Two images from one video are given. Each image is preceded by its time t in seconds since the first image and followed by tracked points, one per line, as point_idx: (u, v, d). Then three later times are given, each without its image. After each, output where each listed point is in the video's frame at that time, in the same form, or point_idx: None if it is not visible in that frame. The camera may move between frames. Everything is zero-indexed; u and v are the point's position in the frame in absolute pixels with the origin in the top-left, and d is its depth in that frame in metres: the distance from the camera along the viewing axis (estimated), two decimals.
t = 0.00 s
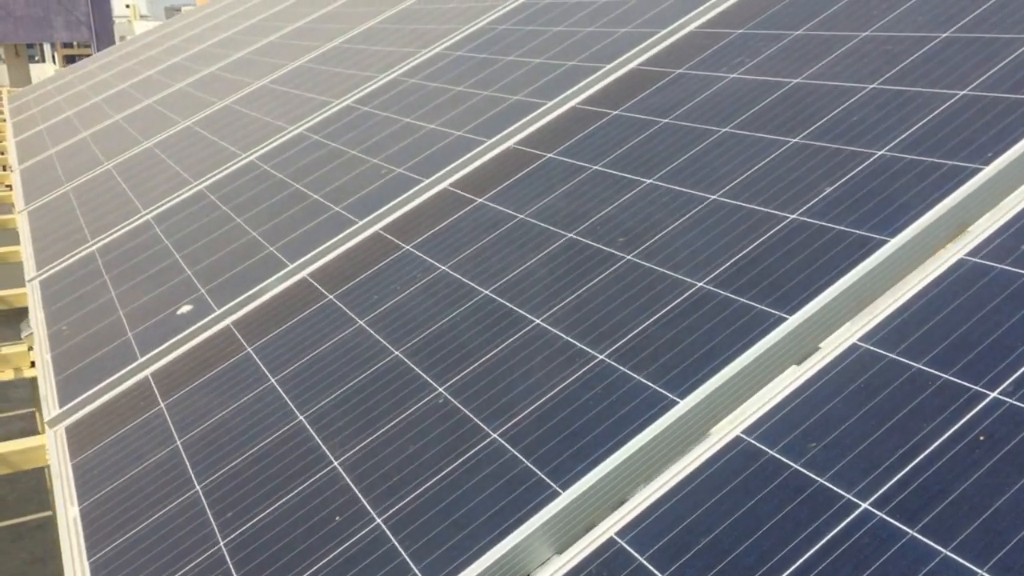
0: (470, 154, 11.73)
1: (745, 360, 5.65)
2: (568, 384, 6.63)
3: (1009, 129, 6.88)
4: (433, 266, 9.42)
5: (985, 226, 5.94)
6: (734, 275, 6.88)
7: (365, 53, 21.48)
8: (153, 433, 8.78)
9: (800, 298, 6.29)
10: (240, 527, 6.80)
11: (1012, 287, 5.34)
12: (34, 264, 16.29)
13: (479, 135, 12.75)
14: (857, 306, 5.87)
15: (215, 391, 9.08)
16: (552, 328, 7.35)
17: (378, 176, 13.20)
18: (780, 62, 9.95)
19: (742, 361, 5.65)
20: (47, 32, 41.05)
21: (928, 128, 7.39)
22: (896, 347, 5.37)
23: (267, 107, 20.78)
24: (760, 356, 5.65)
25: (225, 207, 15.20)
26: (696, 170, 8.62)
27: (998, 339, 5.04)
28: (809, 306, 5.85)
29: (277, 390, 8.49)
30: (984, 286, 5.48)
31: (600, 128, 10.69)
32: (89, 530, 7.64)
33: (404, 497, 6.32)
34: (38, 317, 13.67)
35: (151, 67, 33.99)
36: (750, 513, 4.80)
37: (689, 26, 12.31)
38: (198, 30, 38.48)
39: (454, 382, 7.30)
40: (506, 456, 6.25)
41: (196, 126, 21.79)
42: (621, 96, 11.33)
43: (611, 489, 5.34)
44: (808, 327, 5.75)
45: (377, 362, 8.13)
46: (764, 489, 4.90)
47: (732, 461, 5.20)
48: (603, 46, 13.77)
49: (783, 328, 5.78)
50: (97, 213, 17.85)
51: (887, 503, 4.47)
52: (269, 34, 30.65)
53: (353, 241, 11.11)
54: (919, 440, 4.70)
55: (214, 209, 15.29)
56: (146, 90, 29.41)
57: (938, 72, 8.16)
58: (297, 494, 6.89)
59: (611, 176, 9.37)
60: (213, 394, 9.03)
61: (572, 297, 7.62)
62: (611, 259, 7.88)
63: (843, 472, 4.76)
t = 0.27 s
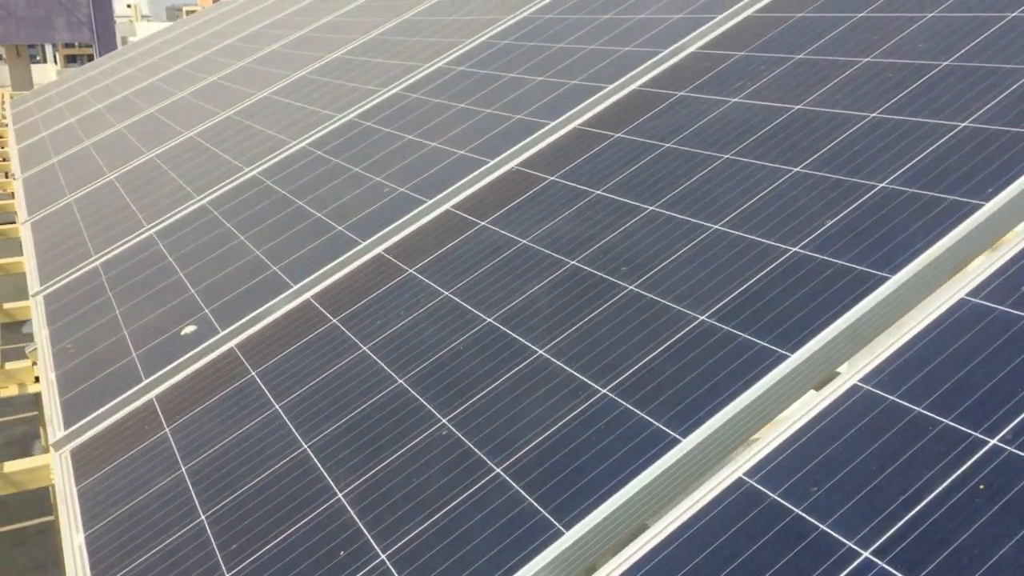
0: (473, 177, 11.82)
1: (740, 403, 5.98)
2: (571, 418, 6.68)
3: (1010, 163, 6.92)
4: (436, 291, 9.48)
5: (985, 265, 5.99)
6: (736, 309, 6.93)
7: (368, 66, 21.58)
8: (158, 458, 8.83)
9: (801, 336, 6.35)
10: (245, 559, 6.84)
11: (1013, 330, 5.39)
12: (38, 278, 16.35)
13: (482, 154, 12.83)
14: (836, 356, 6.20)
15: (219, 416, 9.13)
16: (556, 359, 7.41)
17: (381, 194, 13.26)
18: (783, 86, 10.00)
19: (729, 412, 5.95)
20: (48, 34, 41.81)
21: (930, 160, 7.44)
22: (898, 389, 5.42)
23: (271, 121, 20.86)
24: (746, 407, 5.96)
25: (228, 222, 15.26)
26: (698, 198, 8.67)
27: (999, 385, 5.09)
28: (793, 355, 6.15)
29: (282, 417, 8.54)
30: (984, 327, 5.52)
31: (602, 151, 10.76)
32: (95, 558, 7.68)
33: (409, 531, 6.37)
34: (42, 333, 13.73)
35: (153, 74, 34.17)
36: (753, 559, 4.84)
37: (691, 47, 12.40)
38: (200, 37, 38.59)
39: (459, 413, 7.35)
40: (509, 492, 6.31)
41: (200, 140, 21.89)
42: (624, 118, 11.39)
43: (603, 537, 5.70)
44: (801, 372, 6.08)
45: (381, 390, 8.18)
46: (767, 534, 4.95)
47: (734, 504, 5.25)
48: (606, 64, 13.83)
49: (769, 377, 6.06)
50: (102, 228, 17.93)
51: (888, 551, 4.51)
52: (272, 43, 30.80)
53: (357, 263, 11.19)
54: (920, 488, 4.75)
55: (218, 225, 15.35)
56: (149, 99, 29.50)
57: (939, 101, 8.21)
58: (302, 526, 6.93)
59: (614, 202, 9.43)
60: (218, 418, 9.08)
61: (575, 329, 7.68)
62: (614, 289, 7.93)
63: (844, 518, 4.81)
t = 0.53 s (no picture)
0: (473, 186, 11.85)
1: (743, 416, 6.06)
2: (570, 433, 6.71)
3: (1009, 178, 6.94)
4: (436, 301, 9.50)
5: (984, 281, 6.01)
6: (736, 323, 6.96)
7: (368, 72, 21.63)
8: (159, 468, 8.84)
9: (801, 352, 6.38)
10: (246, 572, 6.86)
11: (1012, 347, 5.41)
12: (39, 284, 16.36)
13: (482, 163, 12.86)
14: (831, 375, 6.28)
15: (220, 426, 9.15)
16: (556, 372, 7.43)
17: (381, 202, 13.29)
18: (782, 97, 10.02)
19: (726, 430, 6.01)
20: (48, 35, 42.20)
21: (929, 173, 7.46)
22: (896, 406, 5.44)
23: (271, 127, 20.90)
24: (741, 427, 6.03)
25: (229, 229, 15.29)
26: (697, 210, 8.70)
27: (998, 403, 5.12)
28: (789, 373, 6.20)
29: (283, 428, 8.56)
30: (983, 344, 5.55)
31: (602, 160, 10.79)
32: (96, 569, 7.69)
33: (411, 545, 6.40)
34: (43, 340, 13.74)
35: (153, 76, 34.26)
36: None
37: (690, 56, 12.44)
38: (201, 39, 38.67)
39: (459, 426, 7.37)
40: (510, 507, 6.34)
41: (201, 145, 21.93)
42: (624, 127, 11.40)
43: (600, 555, 5.76)
44: (801, 386, 6.17)
45: (382, 402, 8.21)
46: (766, 551, 4.97)
47: (734, 521, 5.26)
48: (606, 72, 13.86)
49: (766, 395, 6.12)
50: (103, 234, 17.95)
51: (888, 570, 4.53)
52: (272, 46, 30.88)
53: (357, 273, 11.22)
54: (919, 506, 4.77)
55: (219, 232, 15.38)
56: (149, 102, 29.52)
57: (938, 113, 8.23)
58: (304, 539, 6.96)
59: (614, 212, 9.45)
60: (219, 429, 9.10)
61: (575, 341, 7.71)
62: (614, 301, 7.96)
63: (844, 536, 4.83)
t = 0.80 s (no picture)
0: (473, 210, 11.92)
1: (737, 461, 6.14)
2: (569, 472, 6.78)
3: (1004, 216, 7.00)
4: (435, 330, 9.56)
5: (978, 324, 6.08)
6: (732, 362, 7.03)
7: (369, 87, 21.72)
8: (161, 497, 8.90)
9: (797, 393, 6.46)
10: None
11: (1004, 394, 5.47)
12: (40, 301, 16.42)
13: (481, 186, 12.94)
14: (824, 417, 6.34)
15: (222, 455, 9.21)
16: (554, 408, 7.49)
17: (382, 224, 13.37)
18: (779, 126, 10.10)
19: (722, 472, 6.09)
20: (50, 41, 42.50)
21: (925, 210, 7.53)
22: (890, 453, 5.51)
23: (272, 141, 20.98)
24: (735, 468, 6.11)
25: (230, 248, 15.36)
26: (694, 242, 8.78)
27: (990, 452, 5.18)
28: (786, 415, 6.28)
29: (284, 459, 8.62)
30: (976, 391, 5.61)
31: (600, 187, 10.87)
32: None
33: None
34: (45, 359, 13.80)
35: (154, 85, 34.35)
36: None
37: (687, 81, 12.52)
38: (201, 47, 38.75)
39: (458, 461, 7.44)
40: (508, 547, 6.41)
41: (202, 159, 21.99)
42: (623, 152, 11.48)
43: None
44: (794, 431, 6.24)
45: (381, 434, 8.27)
46: None
47: (730, 568, 5.33)
48: (605, 94, 13.94)
49: (763, 437, 6.21)
50: (105, 250, 18.02)
51: None
52: (273, 57, 30.98)
53: (357, 298, 11.30)
54: (912, 558, 4.83)
55: (219, 251, 15.45)
56: (150, 113, 29.61)
57: (934, 148, 8.30)
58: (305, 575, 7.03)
59: (612, 242, 9.52)
60: (220, 458, 9.16)
61: (573, 376, 7.77)
62: (612, 335, 8.03)
63: None
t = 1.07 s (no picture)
0: (471, 226, 11.97)
1: (733, 489, 6.19)
2: (566, 497, 6.83)
3: (997, 242, 7.06)
4: (434, 348, 9.60)
5: (972, 352, 6.13)
6: (728, 386, 7.08)
7: (368, 96, 21.77)
8: (161, 517, 8.94)
9: (793, 419, 6.51)
10: None
11: (998, 424, 5.52)
12: (41, 312, 16.45)
13: (480, 200, 12.99)
14: (820, 444, 6.38)
15: (221, 474, 9.25)
16: (553, 431, 7.53)
17: (381, 238, 13.42)
18: (776, 144, 10.14)
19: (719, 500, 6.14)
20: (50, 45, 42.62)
21: (919, 235, 7.59)
22: (885, 483, 5.55)
23: (272, 151, 21.03)
24: (731, 496, 6.15)
25: (229, 260, 15.40)
26: (691, 262, 8.82)
27: (984, 483, 5.22)
28: (782, 442, 6.33)
29: (283, 479, 8.67)
30: (970, 420, 5.65)
31: (598, 204, 10.91)
32: None
33: None
34: (45, 372, 13.83)
35: (153, 91, 34.40)
36: None
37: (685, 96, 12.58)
38: (201, 53, 38.79)
39: (457, 483, 7.48)
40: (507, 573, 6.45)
41: (202, 169, 22.04)
42: (621, 168, 11.52)
43: None
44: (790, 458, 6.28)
45: (380, 455, 8.31)
46: None
47: None
48: (604, 108, 13.99)
49: (759, 464, 6.25)
50: (105, 260, 18.04)
51: None
52: (272, 63, 31.03)
53: (356, 314, 11.35)
54: None
55: (219, 262, 15.49)
56: (150, 119, 29.65)
57: (929, 169, 8.35)
58: None
59: (610, 261, 9.56)
60: (220, 477, 9.20)
61: (571, 398, 7.82)
62: (609, 357, 8.07)
63: None
